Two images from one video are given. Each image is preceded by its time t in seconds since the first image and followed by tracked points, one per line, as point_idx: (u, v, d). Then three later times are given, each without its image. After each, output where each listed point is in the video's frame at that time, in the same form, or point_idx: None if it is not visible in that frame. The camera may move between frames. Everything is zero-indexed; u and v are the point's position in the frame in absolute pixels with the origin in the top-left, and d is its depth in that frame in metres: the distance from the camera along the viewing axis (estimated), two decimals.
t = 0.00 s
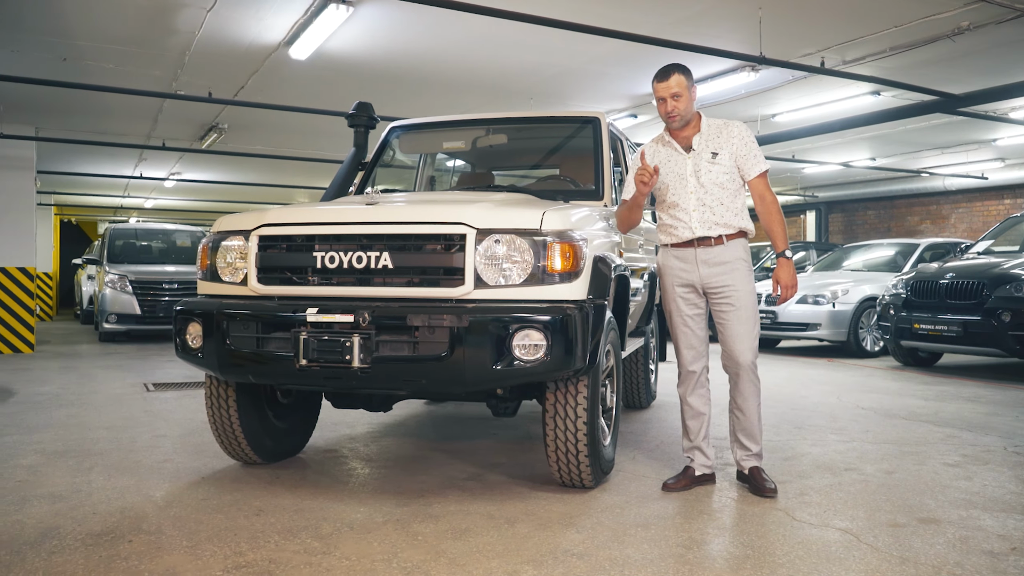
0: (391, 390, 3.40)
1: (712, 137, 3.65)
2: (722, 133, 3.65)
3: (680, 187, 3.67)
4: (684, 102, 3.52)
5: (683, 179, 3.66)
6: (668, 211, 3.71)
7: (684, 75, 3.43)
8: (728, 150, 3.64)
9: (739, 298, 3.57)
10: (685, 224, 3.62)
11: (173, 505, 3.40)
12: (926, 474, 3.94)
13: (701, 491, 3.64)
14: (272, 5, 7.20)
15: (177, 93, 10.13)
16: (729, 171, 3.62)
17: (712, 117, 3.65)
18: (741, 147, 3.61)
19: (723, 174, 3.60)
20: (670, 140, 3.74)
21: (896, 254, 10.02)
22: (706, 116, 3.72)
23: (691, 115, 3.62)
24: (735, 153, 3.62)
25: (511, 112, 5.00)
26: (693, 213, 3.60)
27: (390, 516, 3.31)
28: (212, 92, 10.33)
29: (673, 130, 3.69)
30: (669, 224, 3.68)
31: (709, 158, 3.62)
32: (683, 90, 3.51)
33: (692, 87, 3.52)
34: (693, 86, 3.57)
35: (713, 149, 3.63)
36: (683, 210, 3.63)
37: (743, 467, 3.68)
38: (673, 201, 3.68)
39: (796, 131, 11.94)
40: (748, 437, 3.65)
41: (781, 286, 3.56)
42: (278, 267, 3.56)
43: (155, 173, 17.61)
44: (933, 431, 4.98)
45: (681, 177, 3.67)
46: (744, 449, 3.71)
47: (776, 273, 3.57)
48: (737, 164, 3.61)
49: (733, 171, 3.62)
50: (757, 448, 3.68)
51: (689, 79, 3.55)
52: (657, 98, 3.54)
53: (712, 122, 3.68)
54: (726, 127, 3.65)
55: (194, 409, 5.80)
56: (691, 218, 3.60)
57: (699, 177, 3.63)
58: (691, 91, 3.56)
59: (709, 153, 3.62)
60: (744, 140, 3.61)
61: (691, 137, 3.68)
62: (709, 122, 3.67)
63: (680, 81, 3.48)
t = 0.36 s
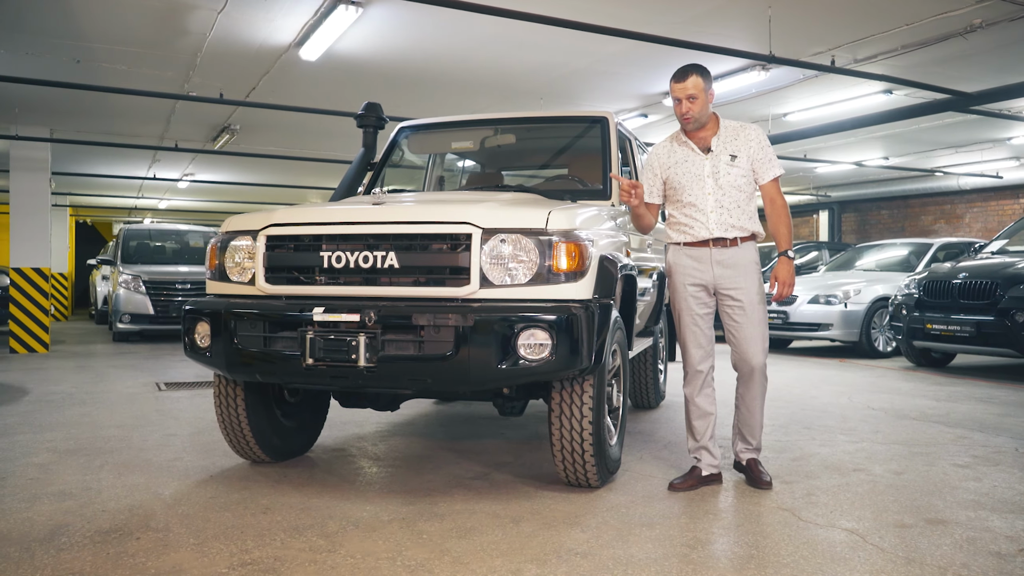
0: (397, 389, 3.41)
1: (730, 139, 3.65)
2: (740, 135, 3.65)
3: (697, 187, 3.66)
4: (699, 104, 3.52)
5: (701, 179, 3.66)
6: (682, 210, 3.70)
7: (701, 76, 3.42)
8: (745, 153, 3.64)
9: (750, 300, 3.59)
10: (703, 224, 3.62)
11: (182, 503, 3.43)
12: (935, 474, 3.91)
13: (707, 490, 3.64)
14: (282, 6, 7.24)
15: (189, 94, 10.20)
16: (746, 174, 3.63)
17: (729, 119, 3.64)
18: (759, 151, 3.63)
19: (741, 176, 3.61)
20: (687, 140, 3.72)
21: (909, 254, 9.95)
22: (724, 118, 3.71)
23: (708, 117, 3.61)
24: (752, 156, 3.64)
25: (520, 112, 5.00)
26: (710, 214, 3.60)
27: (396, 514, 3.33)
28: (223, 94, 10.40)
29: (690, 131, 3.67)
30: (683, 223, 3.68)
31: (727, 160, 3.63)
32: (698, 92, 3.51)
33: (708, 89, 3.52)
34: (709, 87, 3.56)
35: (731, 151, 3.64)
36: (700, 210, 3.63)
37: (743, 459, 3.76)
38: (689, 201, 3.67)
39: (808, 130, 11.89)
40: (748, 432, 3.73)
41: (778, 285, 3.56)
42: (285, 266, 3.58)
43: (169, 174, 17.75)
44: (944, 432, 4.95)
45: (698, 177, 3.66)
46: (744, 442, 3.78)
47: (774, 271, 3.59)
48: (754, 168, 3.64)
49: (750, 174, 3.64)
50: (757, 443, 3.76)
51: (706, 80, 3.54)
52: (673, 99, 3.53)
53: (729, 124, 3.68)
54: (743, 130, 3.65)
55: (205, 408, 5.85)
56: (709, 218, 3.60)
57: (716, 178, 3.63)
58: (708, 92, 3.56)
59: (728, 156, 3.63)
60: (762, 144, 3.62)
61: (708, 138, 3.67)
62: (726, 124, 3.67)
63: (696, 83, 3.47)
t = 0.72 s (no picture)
0: (396, 389, 3.42)
1: (740, 141, 3.63)
2: (750, 136, 3.63)
3: (704, 188, 3.66)
4: (710, 104, 3.52)
5: (708, 180, 3.65)
6: (690, 210, 3.70)
7: (711, 76, 3.44)
8: (754, 155, 3.62)
9: (752, 302, 3.58)
10: (707, 224, 3.62)
11: (182, 502, 3.44)
12: (936, 475, 3.90)
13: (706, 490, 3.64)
14: (283, 7, 7.26)
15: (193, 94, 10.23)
16: (754, 175, 3.61)
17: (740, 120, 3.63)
18: (768, 153, 3.60)
19: (749, 178, 3.59)
20: (698, 140, 3.73)
21: (914, 254, 9.92)
22: (735, 118, 3.70)
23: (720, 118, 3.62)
24: (760, 158, 3.61)
25: (521, 112, 5.00)
26: (715, 215, 3.60)
27: (395, 513, 3.33)
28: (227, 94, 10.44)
29: (701, 131, 3.68)
30: (690, 224, 3.69)
31: (735, 162, 3.61)
32: (710, 93, 3.51)
33: (719, 89, 3.52)
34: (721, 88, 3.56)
35: (739, 152, 3.62)
36: (705, 211, 3.63)
37: (742, 462, 3.75)
38: (696, 202, 3.68)
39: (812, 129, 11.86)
40: (749, 433, 3.72)
41: (790, 295, 3.55)
42: (286, 266, 3.59)
43: (174, 174, 17.82)
44: (946, 432, 4.93)
45: (705, 178, 3.66)
46: (743, 444, 3.77)
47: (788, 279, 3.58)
48: (762, 170, 3.61)
49: (758, 176, 3.61)
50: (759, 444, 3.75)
51: (718, 81, 3.55)
52: (684, 99, 3.54)
53: (740, 125, 3.66)
54: (754, 131, 3.63)
55: (208, 408, 5.87)
56: (713, 219, 3.60)
57: (723, 179, 3.63)
58: (719, 93, 3.56)
59: (735, 157, 3.61)
60: (771, 145, 3.60)
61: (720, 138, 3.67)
62: (737, 124, 3.65)
63: (706, 83, 3.48)
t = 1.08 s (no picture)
0: (397, 388, 3.43)
1: (756, 141, 3.64)
2: (766, 137, 3.63)
3: (719, 187, 3.67)
4: (730, 102, 3.53)
5: (723, 179, 3.67)
6: (705, 209, 3.71)
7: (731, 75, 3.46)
8: (770, 156, 3.62)
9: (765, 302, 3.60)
10: (720, 224, 3.62)
11: (184, 501, 3.46)
12: (939, 475, 3.89)
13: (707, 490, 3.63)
14: (286, 7, 7.28)
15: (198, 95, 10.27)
16: (770, 176, 3.61)
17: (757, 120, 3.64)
18: (785, 154, 3.59)
19: (764, 179, 3.60)
20: (715, 140, 3.73)
21: (920, 254, 9.90)
22: (753, 120, 3.71)
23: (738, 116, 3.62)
24: (776, 159, 3.61)
25: (523, 112, 5.00)
26: (728, 214, 3.61)
27: (396, 513, 3.34)
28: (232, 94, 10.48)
29: (718, 130, 3.68)
30: (704, 223, 3.69)
31: (750, 162, 3.62)
32: (730, 91, 3.52)
33: (741, 88, 3.53)
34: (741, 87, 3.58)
35: (755, 153, 3.63)
36: (719, 210, 3.63)
37: (745, 461, 3.75)
38: (711, 200, 3.68)
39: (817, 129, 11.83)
40: (752, 432, 3.72)
41: (779, 273, 3.46)
42: (287, 266, 3.61)
43: (180, 175, 17.89)
44: (950, 432, 4.92)
45: (721, 177, 3.67)
46: (745, 443, 3.77)
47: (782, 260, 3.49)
48: (778, 171, 3.61)
49: (775, 177, 3.61)
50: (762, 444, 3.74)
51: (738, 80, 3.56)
52: (704, 95, 3.56)
53: (758, 126, 3.67)
54: (771, 132, 3.64)
55: (211, 407, 5.89)
56: (726, 218, 3.61)
57: (739, 179, 3.64)
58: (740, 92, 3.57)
59: (751, 158, 3.62)
60: (788, 147, 3.60)
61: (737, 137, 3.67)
62: (754, 125, 3.66)
63: (727, 81, 3.50)
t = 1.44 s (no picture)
0: (401, 388, 3.44)
1: (778, 140, 3.64)
2: (788, 138, 3.64)
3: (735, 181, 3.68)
4: (759, 98, 3.56)
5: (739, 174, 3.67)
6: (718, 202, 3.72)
7: (763, 69, 3.50)
8: (788, 156, 3.62)
9: (769, 300, 3.57)
10: (729, 218, 3.63)
11: (190, 499, 3.48)
12: (946, 476, 3.87)
13: (712, 490, 3.63)
14: (294, 8, 7.31)
15: (206, 96, 10.33)
16: (786, 175, 3.61)
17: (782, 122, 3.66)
18: (804, 155, 3.58)
19: (780, 177, 3.60)
20: (739, 135, 3.75)
21: (929, 254, 9.84)
22: (778, 122, 3.73)
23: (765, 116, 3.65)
24: (795, 160, 3.61)
25: (529, 112, 5.00)
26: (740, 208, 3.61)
27: (400, 512, 3.35)
28: (240, 95, 10.53)
29: (743, 126, 3.71)
30: (714, 218, 3.70)
31: (769, 159, 3.63)
32: (761, 87, 3.56)
33: (771, 87, 3.58)
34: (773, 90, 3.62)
35: (775, 151, 3.63)
36: (731, 204, 3.63)
37: (749, 460, 3.74)
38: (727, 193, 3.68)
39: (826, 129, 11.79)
40: (757, 431, 3.70)
41: (730, 174, 3.48)
42: (292, 267, 3.62)
43: (189, 176, 17.98)
44: (958, 433, 4.90)
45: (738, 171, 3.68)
46: (751, 442, 3.74)
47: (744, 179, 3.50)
48: (795, 171, 3.60)
49: (791, 177, 3.61)
50: (768, 444, 3.71)
51: (771, 81, 3.60)
52: (734, 88, 3.58)
53: (782, 128, 3.68)
54: (793, 134, 3.64)
55: (219, 406, 5.92)
56: (736, 213, 3.60)
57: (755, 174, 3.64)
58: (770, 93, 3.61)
59: (769, 155, 3.63)
60: (808, 149, 3.59)
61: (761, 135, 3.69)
62: (779, 126, 3.68)
63: (758, 77, 3.53)
